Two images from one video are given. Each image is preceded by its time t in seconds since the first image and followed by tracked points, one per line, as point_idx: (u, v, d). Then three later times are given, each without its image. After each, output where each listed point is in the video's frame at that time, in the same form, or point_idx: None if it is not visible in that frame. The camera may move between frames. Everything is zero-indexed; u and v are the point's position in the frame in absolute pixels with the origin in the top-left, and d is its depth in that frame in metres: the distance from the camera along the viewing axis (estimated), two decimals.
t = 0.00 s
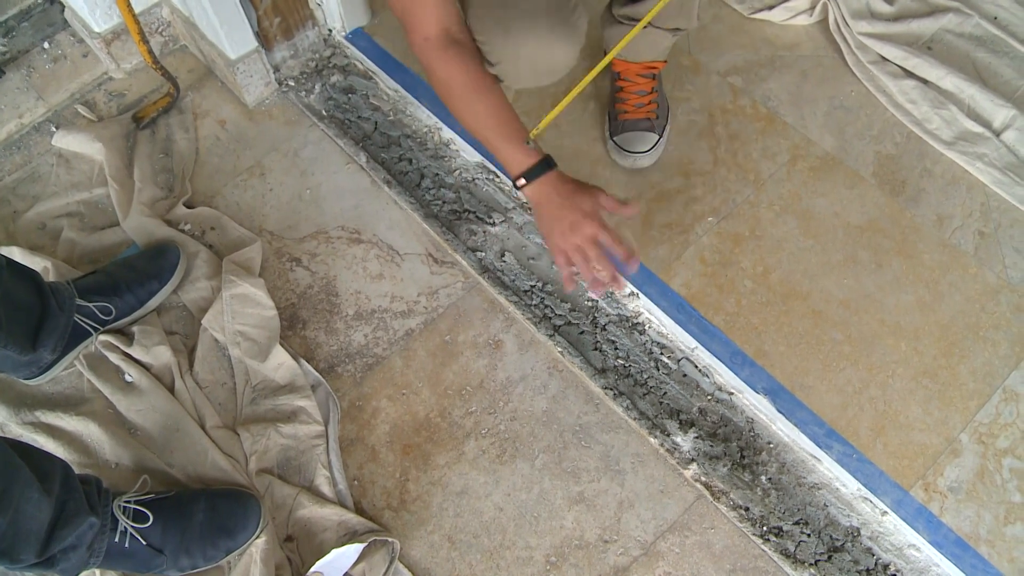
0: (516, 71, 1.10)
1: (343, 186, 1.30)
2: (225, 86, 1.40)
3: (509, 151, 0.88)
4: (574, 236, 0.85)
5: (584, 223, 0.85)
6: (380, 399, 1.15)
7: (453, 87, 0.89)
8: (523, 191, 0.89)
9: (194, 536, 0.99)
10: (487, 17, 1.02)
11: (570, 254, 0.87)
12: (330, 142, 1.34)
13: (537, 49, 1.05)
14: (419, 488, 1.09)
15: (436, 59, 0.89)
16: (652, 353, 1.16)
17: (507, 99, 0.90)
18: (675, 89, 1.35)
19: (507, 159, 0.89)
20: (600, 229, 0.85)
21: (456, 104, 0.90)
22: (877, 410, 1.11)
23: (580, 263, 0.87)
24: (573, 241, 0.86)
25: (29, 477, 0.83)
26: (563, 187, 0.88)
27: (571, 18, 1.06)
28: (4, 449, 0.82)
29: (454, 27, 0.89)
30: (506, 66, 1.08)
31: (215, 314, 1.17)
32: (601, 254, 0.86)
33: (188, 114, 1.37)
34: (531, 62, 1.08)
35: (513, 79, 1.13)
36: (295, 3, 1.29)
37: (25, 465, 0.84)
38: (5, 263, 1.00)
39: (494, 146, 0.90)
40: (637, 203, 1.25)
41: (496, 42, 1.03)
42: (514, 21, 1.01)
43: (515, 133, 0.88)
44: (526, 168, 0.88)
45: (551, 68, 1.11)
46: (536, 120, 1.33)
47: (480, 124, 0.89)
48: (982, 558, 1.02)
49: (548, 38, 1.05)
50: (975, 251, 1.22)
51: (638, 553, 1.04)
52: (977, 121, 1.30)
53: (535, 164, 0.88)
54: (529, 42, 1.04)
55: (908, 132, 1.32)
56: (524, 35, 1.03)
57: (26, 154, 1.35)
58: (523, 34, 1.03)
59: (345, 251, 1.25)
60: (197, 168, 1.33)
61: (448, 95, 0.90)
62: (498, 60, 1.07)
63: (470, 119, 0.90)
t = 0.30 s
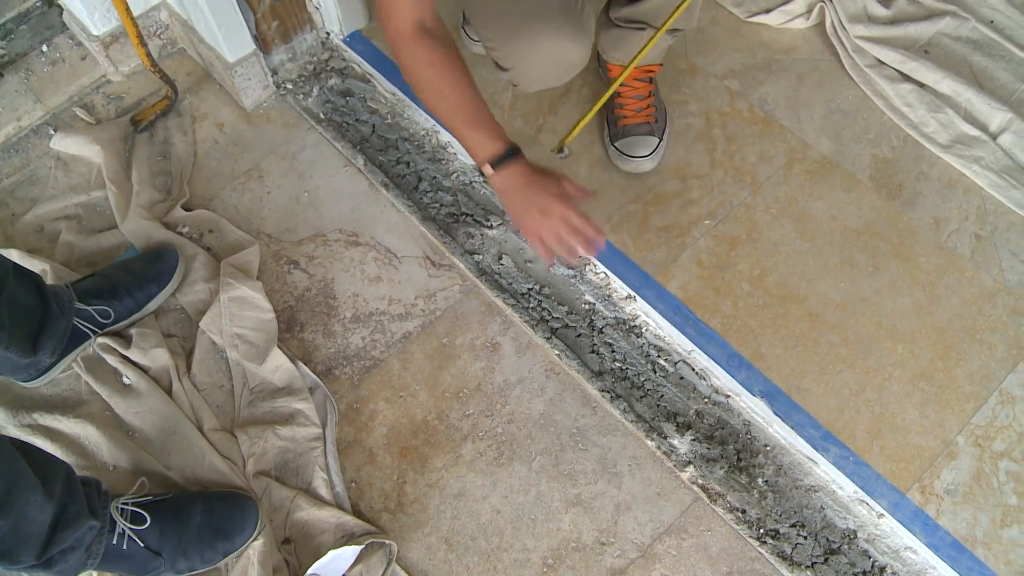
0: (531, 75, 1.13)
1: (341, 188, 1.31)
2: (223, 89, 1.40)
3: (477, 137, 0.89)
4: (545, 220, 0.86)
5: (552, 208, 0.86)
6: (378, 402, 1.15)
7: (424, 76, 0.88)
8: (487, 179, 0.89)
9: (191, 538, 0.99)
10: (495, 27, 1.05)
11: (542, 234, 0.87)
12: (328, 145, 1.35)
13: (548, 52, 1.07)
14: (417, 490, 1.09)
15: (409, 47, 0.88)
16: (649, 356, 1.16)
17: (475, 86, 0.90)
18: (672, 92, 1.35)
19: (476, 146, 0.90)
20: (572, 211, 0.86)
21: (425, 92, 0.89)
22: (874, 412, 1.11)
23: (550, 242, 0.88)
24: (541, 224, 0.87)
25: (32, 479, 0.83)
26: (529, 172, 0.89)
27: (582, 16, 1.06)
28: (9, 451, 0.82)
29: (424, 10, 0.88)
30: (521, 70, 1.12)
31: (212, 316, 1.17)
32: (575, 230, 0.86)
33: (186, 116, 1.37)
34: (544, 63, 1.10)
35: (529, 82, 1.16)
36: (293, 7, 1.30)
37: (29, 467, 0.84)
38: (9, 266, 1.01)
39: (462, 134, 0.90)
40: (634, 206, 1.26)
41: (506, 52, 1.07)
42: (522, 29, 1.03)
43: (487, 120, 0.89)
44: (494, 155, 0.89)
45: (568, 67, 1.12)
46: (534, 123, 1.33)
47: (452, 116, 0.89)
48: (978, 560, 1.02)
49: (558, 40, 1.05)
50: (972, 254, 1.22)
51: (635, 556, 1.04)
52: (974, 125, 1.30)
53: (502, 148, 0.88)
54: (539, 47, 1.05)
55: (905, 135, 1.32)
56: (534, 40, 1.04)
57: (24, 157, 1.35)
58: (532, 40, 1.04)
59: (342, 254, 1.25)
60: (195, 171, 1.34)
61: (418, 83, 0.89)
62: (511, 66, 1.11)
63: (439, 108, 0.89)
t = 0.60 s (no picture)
0: (509, 99, 1.19)
1: (340, 192, 1.31)
2: (222, 93, 1.40)
3: None
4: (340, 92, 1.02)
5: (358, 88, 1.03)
6: (378, 404, 1.16)
7: None
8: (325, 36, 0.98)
9: (192, 542, 0.99)
10: (472, 53, 1.11)
11: (332, 113, 1.04)
12: (327, 148, 1.35)
13: (520, 80, 1.13)
14: (417, 492, 1.10)
15: None
16: (648, 357, 1.16)
17: None
18: (671, 94, 1.36)
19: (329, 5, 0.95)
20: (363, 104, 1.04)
21: None
22: (873, 414, 1.11)
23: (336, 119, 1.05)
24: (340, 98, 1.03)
25: (41, 483, 0.82)
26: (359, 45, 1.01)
27: (558, 46, 1.10)
28: (20, 454, 0.81)
29: None
30: (499, 94, 1.18)
31: (213, 320, 1.17)
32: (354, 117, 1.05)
33: (186, 120, 1.38)
34: (520, 88, 1.15)
35: (508, 106, 1.22)
36: (292, 11, 1.30)
37: (37, 470, 0.83)
38: (19, 270, 1.00)
39: None
40: (633, 208, 1.26)
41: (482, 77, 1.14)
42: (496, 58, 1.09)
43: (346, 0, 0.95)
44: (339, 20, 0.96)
45: (545, 91, 1.18)
46: (532, 127, 1.34)
47: None
48: (978, 561, 1.03)
49: (530, 68, 1.11)
50: (970, 255, 1.22)
51: (635, 557, 1.04)
52: (971, 127, 1.31)
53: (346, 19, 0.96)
54: (511, 75, 1.12)
55: (903, 137, 1.32)
56: (507, 69, 1.11)
57: (25, 161, 1.35)
58: (505, 69, 1.10)
59: (342, 257, 1.26)
60: (194, 175, 1.34)
61: None
62: (488, 90, 1.18)
63: None
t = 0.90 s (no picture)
0: (503, 114, 1.20)
1: (346, 204, 1.32)
2: (230, 105, 1.41)
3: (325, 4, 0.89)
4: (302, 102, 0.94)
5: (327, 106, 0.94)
6: (383, 415, 1.16)
7: None
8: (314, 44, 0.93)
9: (199, 552, 1.00)
10: (470, 67, 1.13)
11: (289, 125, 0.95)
12: (333, 160, 1.36)
13: (518, 95, 1.14)
14: (423, 503, 1.10)
15: None
16: (652, 370, 1.17)
17: None
18: (675, 107, 1.37)
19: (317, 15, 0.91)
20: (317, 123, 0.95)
21: None
22: (876, 427, 1.12)
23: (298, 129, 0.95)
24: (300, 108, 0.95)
25: (61, 495, 0.83)
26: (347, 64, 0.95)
27: (554, 63, 1.13)
28: (45, 465, 0.82)
29: None
30: (493, 109, 1.19)
31: (220, 330, 1.19)
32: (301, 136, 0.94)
33: (193, 132, 1.39)
34: (516, 102, 1.16)
35: (503, 121, 1.23)
36: (299, 23, 1.32)
37: (57, 481, 0.84)
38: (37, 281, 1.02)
39: None
40: (637, 220, 1.27)
41: (478, 91, 1.15)
42: (495, 72, 1.10)
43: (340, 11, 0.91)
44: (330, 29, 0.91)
45: (540, 108, 1.19)
46: (537, 139, 1.35)
47: None
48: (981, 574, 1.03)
49: (526, 84, 1.12)
50: (973, 268, 1.23)
51: (639, 569, 1.04)
52: (974, 140, 1.32)
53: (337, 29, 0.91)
54: (509, 89, 1.12)
55: (906, 150, 1.33)
56: (505, 83, 1.12)
57: (33, 172, 1.37)
58: (503, 83, 1.12)
59: (348, 268, 1.27)
60: (202, 186, 1.35)
61: None
62: (483, 104, 1.19)
63: None
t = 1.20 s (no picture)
0: (515, 130, 1.22)
1: (355, 218, 1.33)
2: (240, 119, 1.44)
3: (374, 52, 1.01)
4: (382, 135, 1.10)
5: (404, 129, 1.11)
6: (390, 428, 1.17)
7: None
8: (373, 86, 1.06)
9: (205, 561, 1.01)
10: (481, 83, 1.14)
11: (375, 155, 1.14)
12: (343, 175, 1.38)
13: (529, 109, 1.16)
14: (428, 516, 1.11)
15: None
16: (656, 386, 1.18)
17: None
18: (681, 127, 1.39)
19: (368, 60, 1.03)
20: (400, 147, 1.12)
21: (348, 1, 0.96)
22: (877, 444, 1.13)
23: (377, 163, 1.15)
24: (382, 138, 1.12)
25: (65, 510, 0.83)
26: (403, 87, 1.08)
27: (564, 80, 1.15)
28: (49, 479, 0.82)
29: None
30: (504, 125, 1.21)
31: (228, 342, 1.19)
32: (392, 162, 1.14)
33: (204, 145, 1.41)
34: (527, 118, 1.18)
35: (514, 137, 1.25)
36: (311, 40, 1.34)
37: (61, 495, 0.84)
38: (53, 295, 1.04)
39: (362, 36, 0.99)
40: (642, 238, 1.29)
41: (491, 107, 1.17)
42: (508, 88, 1.12)
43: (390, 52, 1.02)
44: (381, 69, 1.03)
45: (550, 124, 1.21)
46: (545, 157, 1.37)
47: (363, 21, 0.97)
48: None
49: (538, 99, 1.14)
50: (973, 288, 1.25)
51: None
52: (975, 162, 1.35)
53: (390, 64, 1.02)
54: (521, 104, 1.14)
55: (908, 171, 1.36)
56: (516, 98, 1.14)
57: (44, 182, 1.38)
58: (515, 98, 1.14)
59: (356, 282, 1.28)
60: (212, 199, 1.37)
61: None
62: (494, 121, 1.21)
63: None
